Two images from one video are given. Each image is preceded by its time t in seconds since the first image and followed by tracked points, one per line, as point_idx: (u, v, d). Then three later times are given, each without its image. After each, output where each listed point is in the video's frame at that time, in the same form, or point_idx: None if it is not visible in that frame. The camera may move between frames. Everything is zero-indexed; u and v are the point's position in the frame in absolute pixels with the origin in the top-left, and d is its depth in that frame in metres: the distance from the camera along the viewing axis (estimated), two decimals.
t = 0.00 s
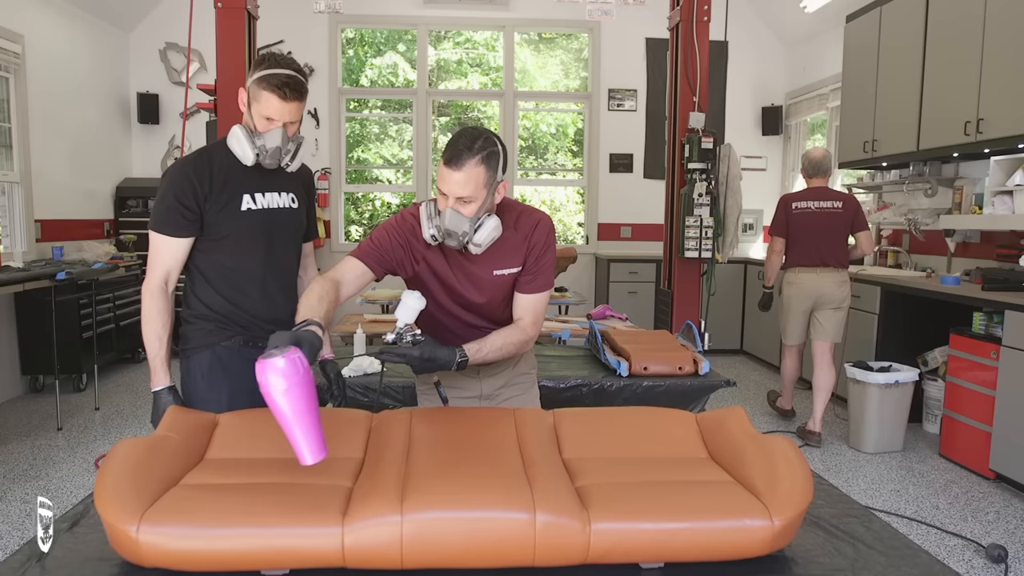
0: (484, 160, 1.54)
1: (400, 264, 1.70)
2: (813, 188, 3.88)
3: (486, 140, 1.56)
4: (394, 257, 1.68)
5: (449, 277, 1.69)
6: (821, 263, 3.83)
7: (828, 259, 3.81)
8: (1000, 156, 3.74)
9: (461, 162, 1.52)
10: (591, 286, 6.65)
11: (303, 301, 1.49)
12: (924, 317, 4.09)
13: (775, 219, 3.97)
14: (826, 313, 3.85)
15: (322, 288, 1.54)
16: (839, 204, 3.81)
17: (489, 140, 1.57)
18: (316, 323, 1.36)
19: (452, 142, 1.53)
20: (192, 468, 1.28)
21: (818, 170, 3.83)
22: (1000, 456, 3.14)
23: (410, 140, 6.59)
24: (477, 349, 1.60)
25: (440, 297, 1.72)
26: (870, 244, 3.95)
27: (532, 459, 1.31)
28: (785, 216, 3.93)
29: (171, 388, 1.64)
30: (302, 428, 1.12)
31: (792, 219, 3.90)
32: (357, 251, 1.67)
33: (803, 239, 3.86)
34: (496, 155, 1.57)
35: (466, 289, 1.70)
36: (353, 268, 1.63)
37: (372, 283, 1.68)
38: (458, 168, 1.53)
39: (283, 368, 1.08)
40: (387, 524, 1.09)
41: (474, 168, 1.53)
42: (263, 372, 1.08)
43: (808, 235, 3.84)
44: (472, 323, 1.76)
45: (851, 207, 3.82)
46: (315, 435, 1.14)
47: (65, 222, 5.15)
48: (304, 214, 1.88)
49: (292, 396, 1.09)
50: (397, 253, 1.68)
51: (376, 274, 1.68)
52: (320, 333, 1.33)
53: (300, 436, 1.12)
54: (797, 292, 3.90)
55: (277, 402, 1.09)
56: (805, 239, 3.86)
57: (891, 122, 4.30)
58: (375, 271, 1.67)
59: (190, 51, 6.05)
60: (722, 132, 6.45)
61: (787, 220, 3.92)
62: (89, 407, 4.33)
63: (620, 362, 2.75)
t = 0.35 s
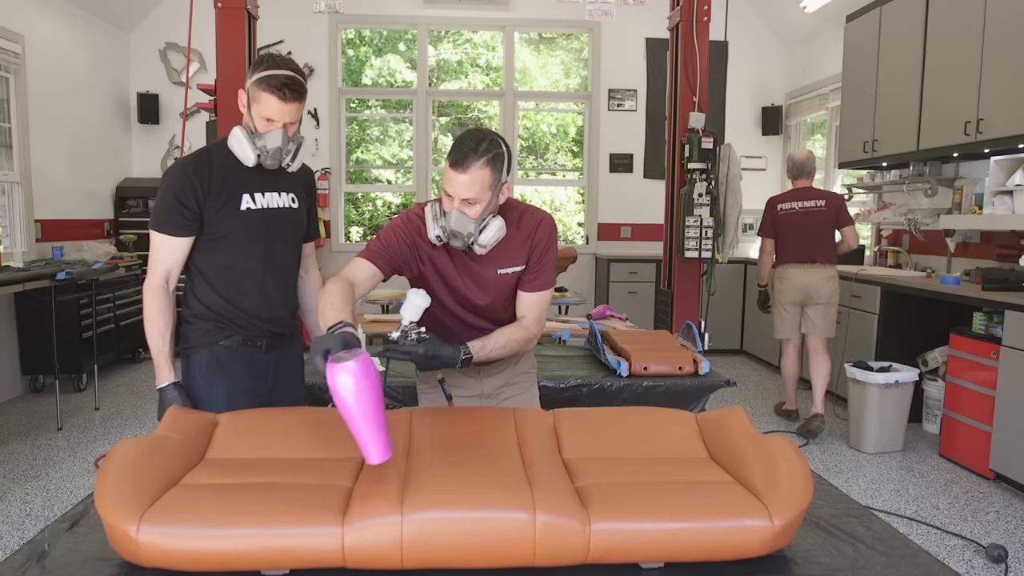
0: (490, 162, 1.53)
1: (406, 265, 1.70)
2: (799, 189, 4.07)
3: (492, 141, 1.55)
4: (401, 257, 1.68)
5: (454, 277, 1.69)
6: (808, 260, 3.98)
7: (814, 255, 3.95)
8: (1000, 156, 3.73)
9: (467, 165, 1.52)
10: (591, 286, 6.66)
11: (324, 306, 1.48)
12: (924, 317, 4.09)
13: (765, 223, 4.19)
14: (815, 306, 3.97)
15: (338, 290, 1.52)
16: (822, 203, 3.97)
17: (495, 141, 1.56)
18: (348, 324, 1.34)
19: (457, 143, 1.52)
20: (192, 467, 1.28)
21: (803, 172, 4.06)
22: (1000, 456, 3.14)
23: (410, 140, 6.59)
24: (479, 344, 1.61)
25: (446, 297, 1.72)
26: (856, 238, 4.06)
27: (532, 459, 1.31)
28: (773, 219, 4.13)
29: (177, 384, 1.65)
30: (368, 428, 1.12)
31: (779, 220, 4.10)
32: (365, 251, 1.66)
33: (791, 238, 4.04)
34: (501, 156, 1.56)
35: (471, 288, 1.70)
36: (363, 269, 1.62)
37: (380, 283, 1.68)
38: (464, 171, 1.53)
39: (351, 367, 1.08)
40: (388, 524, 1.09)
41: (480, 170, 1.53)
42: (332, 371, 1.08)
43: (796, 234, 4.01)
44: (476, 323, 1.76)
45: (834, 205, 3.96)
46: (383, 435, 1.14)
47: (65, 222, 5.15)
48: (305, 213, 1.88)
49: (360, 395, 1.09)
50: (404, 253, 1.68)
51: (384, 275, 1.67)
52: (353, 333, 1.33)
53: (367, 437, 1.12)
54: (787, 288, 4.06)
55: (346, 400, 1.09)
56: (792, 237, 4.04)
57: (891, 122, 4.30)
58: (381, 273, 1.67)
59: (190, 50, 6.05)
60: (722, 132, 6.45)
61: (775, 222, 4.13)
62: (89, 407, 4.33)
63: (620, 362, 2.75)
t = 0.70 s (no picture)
0: (488, 160, 1.53)
1: (407, 261, 1.71)
2: (790, 189, 4.15)
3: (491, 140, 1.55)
4: (402, 254, 1.69)
5: (455, 273, 1.69)
6: (801, 258, 4.07)
7: (807, 253, 4.05)
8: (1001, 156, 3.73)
9: (466, 164, 1.52)
10: (591, 286, 6.66)
11: (324, 297, 1.50)
12: (924, 317, 4.09)
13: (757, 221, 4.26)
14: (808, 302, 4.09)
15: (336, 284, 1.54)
16: (814, 203, 4.06)
17: (494, 140, 1.56)
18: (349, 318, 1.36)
19: (457, 142, 1.53)
20: (193, 468, 1.28)
21: (795, 172, 4.11)
22: (1000, 456, 3.14)
23: (410, 141, 6.59)
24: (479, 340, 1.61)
25: (447, 293, 1.72)
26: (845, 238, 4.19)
27: (532, 459, 1.31)
28: (765, 217, 4.21)
29: (180, 384, 1.65)
30: (366, 418, 1.17)
31: (772, 219, 4.17)
32: (365, 248, 1.68)
33: (784, 236, 4.12)
34: (501, 155, 1.56)
35: (473, 285, 1.70)
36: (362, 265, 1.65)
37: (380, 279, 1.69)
38: (463, 169, 1.53)
39: (354, 362, 1.12)
40: (387, 524, 1.09)
41: (480, 168, 1.53)
42: (336, 364, 1.12)
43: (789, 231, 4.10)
44: (477, 319, 1.75)
45: (825, 205, 4.06)
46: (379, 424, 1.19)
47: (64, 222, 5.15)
48: (307, 213, 1.87)
49: (361, 388, 1.13)
50: (404, 249, 1.69)
51: (384, 272, 1.68)
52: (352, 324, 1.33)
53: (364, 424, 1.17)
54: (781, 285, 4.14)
55: (348, 391, 1.13)
56: (785, 236, 4.11)
57: (892, 122, 4.30)
58: (381, 269, 1.68)
59: (190, 51, 6.05)
60: (722, 132, 6.46)
61: (768, 220, 4.20)
62: (89, 407, 4.33)
63: (620, 362, 2.75)
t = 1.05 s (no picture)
0: (483, 156, 1.53)
1: (409, 257, 1.73)
2: (788, 190, 4.14)
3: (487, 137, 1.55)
4: (403, 250, 1.72)
5: (456, 269, 1.70)
6: (798, 258, 4.09)
7: (804, 253, 4.08)
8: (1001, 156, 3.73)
9: (461, 160, 1.53)
10: (591, 286, 6.65)
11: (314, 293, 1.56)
12: (924, 317, 4.09)
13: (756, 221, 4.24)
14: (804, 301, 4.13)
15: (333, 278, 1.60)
16: (811, 205, 4.07)
17: (490, 137, 1.56)
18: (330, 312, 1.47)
19: (453, 140, 1.54)
20: (192, 468, 1.28)
21: (791, 176, 4.14)
22: (1000, 456, 3.14)
23: (410, 141, 6.59)
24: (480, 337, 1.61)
25: (449, 289, 1.73)
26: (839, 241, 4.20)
27: (533, 460, 1.31)
28: (764, 218, 4.18)
29: (188, 383, 1.63)
30: (325, 411, 1.24)
31: (771, 220, 4.15)
32: (367, 245, 1.71)
33: (782, 236, 4.12)
34: (498, 151, 1.56)
35: (475, 281, 1.70)
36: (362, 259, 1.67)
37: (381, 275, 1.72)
38: (459, 166, 1.53)
39: (309, 357, 1.19)
40: (388, 525, 1.09)
41: (475, 164, 1.54)
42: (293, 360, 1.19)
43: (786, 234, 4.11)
44: (480, 315, 1.75)
45: (821, 207, 4.07)
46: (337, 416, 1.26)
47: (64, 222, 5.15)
48: (312, 213, 1.87)
49: (319, 382, 1.21)
50: (405, 245, 1.71)
51: (386, 267, 1.71)
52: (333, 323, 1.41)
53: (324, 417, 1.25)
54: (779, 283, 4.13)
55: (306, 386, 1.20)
56: (783, 236, 4.12)
57: (892, 122, 4.30)
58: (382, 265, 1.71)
59: (190, 51, 6.05)
60: (722, 132, 6.46)
61: (767, 221, 4.18)
62: (89, 407, 4.33)
63: (620, 362, 2.75)
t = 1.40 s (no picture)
0: (493, 154, 1.53)
1: (423, 254, 1.75)
2: (785, 189, 4.15)
3: (497, 135, 1.55)
4: (415, 246, 1.74)
5: (467, 266, 1.70)
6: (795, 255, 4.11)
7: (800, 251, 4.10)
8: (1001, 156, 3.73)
9: (471, 158, 1.53)
10: (591, 286, 6.65)
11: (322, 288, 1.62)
12: (924, 317, 4.09)
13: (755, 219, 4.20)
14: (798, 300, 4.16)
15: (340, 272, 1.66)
16: (807, 206, 4.12)
17: (500, 135, 1.55)
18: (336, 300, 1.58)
19: (463, 139, 1.55)
20: (193, 467, 1.28)
21: (789, 177, 4.13)
22: (1000, 456, 3.14)
23: (410, 141, 6.59)
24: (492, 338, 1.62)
25: (461, 286, 1.73)
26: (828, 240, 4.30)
27: (532, 460, 1.31)
28: (763, 215, 4.15)
29: (194, 382, 1.66)
30: (326, 394, 1.36)
31: (771, 218, 4.12)
32: (380, 241, 1.75)
33: (780, 234, 4.11)
34: (508, 149, 1.56)
35: (486, 279, 1.70)
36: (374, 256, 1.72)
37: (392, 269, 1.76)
38: (468, 164, 1.54)
39: (311, 343, 1.31)
40: (387, 525, 1.09)
41: (485, 162, 1.54)
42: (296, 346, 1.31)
43: (786, 234, 4.09)
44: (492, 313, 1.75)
45: (817, 209, 4.14)
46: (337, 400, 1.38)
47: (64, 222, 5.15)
48: (316, 214, 1.88)
49: (320, 366, 1.32)
50: (417, 241, 1.73)
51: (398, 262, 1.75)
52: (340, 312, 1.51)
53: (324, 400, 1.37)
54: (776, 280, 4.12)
55: (308, 371, 1.32)
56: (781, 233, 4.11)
57: (892, 122, 4.30)
58: (394, 261, 1.74)
59: (190, 51, 6.05)
60: (722, 132, 6.46)
61: (766, 219, 4.13)
62: (89, 407, 4.33)
63: (620, 362, 2.75)
